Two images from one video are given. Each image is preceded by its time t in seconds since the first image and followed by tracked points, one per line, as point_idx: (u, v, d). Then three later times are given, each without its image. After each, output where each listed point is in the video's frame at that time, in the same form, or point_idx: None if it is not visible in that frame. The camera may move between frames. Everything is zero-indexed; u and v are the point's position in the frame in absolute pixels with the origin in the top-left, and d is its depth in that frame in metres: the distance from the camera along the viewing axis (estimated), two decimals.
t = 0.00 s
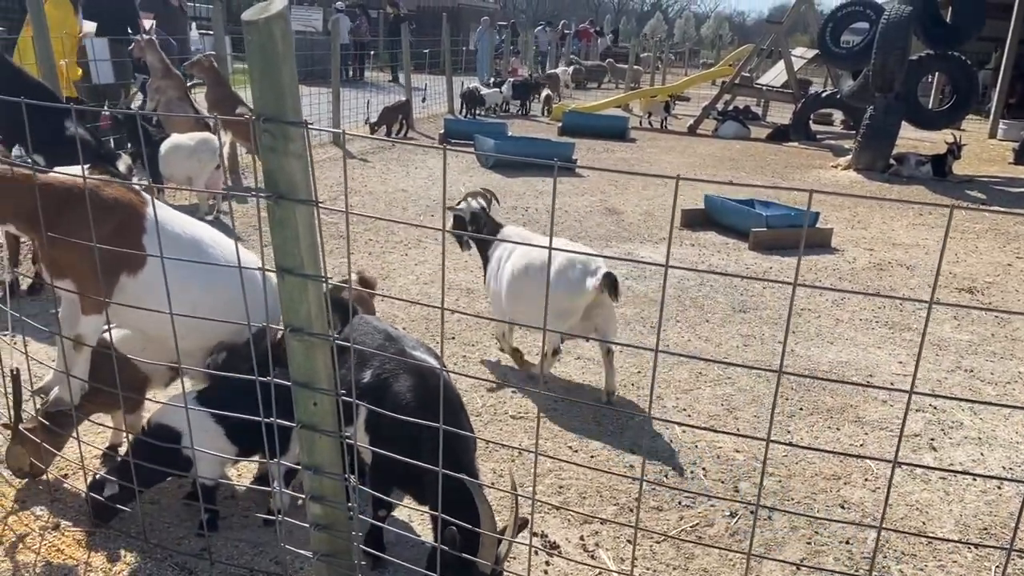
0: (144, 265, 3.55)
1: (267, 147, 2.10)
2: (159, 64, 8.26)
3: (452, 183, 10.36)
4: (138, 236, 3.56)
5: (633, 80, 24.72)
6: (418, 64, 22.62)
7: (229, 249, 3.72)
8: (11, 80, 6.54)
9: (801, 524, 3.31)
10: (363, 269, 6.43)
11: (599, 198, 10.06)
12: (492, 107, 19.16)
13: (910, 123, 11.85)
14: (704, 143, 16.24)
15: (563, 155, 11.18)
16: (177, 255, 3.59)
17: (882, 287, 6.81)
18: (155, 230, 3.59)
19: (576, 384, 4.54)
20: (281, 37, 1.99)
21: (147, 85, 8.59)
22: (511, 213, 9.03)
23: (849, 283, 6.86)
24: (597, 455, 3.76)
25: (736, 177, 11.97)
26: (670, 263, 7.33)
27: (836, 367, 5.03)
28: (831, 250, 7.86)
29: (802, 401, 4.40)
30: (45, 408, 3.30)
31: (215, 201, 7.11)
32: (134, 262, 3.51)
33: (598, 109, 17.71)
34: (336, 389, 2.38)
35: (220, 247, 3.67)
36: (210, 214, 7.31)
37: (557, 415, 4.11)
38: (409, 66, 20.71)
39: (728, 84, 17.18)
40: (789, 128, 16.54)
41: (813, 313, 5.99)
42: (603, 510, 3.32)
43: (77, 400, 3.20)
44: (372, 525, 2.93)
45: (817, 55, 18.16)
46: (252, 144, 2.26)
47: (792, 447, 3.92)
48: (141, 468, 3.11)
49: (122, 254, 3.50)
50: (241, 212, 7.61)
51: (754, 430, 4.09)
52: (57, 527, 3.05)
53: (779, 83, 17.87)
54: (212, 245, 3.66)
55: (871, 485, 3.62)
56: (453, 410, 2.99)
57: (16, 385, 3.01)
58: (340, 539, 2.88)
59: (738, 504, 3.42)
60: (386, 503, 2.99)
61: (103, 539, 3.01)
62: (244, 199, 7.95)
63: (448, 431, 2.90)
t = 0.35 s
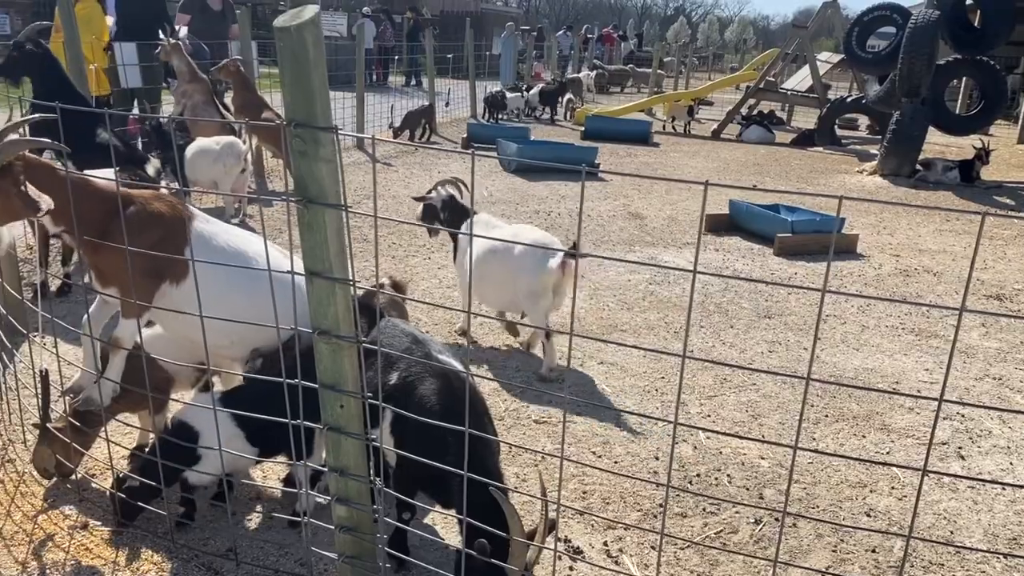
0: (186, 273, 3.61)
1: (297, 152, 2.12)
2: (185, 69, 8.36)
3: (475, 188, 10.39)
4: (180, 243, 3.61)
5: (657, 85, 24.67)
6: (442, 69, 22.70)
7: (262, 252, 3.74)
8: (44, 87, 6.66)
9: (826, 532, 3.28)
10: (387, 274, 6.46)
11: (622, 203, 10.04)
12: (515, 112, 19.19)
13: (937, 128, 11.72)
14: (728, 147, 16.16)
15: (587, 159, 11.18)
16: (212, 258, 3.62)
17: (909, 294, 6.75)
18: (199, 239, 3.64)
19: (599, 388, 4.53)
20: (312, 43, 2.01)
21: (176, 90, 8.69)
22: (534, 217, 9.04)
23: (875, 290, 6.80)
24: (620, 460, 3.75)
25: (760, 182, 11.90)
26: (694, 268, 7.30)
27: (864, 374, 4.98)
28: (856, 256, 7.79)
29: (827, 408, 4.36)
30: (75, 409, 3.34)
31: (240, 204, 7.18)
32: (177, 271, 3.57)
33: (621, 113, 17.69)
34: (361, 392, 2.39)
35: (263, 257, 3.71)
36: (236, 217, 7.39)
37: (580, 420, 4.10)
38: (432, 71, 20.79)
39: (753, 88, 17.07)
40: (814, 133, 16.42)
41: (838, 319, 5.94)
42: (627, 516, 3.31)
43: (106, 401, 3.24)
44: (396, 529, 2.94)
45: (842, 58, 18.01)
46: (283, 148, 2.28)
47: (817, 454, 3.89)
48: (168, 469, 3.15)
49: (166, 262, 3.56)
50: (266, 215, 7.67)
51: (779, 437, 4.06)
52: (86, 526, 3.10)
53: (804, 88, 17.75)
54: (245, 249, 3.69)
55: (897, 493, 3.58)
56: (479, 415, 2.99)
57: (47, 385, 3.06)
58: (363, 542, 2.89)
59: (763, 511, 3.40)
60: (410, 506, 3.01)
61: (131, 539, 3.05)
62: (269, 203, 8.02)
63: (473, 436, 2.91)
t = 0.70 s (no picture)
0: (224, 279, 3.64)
1: (323, 158, 2.14)
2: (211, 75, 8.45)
3: (499, 193, 10.41)
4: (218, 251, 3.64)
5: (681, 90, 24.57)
6: (466, 74, 22.77)
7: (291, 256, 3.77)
8: (76, 94, 6.78)
9: (854, 541, 3.24)
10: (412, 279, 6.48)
11: (646, 208, 10.01)
12: (539, 117, 19.20)
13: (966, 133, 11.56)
14: (753, 152, 16.05)
15: (611, 165, 11.16)
16: (243, 263, 3.67)
17: (938, 301, 6.66)
18: (232, 242, 3.69)
19: (623, 395, 4.51)
20: (339, 50, 2.02)
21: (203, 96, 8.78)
22: (558, 223, 9.03)
23: (903, 297, 6.71)
24: (645, 467, 3.73)
25: (785, 188, 11.81)
26: (720, 274, 7.25)
27: (892, 382, 4.92)
28: (884, 262, 7.70)
29: (855, 416, 4.32)
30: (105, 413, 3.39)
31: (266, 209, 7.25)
32: (213, 279, 3.60)
33: (645, 119, 17.63)
34: (386, 397, 2.40)
35: (292, 262, 3.75)
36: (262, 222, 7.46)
37: (604, 427, 4.09)
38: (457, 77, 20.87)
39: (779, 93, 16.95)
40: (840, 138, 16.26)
41: (865, 326, 5.88)
42: (651, 523, 3.29)
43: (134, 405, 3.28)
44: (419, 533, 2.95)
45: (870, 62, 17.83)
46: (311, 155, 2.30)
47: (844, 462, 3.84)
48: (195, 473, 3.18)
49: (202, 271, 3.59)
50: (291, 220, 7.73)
51: (806, 445, 4.02)
52: (113, 527, 3.13)
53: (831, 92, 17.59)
54: (276, 254, 3.72)
55: (926, 503, 3.53)
56: (503, 421, 2.99)
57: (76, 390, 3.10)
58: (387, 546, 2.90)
59: (790, 519, 3.36)
60: (434, 511, 3.01)
61: (157, 540, 3.08)
62: (295, 208, 8.08)
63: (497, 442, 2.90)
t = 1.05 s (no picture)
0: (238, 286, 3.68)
1: (342, 163, 2.15)
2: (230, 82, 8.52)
3: (517, 198, 10.41)
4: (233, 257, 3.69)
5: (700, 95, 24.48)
6: (484, 79, 22.82)
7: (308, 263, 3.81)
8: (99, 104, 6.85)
9: (875, 549, 3.21)
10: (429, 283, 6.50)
11: (664, 213, 9.97)
12: (557, 122, 19.21)
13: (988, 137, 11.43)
14: (772, 157, 15.97)
15: (628, 169, 11.13)
16: (261, 270, 3.70)
17: (960, 306, 6.59)
18: (251, 250, 3.72)
19: (641, 400, 4.49)
20: (357, 56, 2.03)
21: (223, 102, 8.85)
22: (576, 227, 9.02)
23: (924, 302, 6.64)
24: (663, 473, 3.71)
25: (805, 192, 11.73)
26: (738, 279, 7.21)
27: (913, 388, 4.86)
28: (905, 267, 7.63)
29: (876, 422, 4.27)
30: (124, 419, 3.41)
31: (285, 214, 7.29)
32: (229, 283, 3.64)
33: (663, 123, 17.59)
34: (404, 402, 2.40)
35: (309, 268, 3.79)
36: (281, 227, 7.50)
37: (622, 432, 4.07)
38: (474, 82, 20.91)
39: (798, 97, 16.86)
40: (860, 142, 16.14)
41: (885, 331, 5.82)
42: (669, 530, 3.27)
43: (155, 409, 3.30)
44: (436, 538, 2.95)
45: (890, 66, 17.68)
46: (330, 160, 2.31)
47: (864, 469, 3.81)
48: (214, 477, 3.20)
49: (219, 275, 3.63)
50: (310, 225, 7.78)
51: (826, 451, 3.98)
52: (133, 531, 3.15)
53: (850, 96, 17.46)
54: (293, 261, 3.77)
55: (949, 510, 3.48)
56: (520, 427, 2.99)
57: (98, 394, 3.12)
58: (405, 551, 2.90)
59: (809, 526, 3.33)
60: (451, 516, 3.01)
61: (177, 544, 3.10)
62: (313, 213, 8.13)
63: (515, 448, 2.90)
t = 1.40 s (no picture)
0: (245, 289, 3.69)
1: (357, 169, 2.16)
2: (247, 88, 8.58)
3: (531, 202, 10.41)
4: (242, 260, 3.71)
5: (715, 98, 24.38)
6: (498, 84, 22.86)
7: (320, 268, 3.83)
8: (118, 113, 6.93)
9: (892, 554, 3.18)
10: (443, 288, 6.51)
11: (679, 217, 9.94)
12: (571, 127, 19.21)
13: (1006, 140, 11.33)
14: (788, 160, 15.89)
15: (643, 173, 11.12)
16: (274, 274, 3.72)
17: (978, 310, 6.54)
18: (262, 256, 3.75)
19: (656, 405, 4.48)
20: (373, 62, 2.04)
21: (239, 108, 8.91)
22: (590, 231, 9.01)
23: (942, 306, 6.58)
24: (679, 478, 3.70)
25: (821, 196, 11.66)
26: (754, 283, 7.18)
27: (931, 393, 4.82)
28: (922, 271, 7.57)
29: (894, 427, 4.24)
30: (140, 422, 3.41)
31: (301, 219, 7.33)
32: (237, 285, 3.65)
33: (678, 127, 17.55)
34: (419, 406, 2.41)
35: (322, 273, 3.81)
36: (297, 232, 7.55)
37: (637, 436, 4.06)
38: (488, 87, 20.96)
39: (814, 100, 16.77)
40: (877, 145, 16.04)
41: (903, 336, 5.78)
42: (685, 535, 3.27)
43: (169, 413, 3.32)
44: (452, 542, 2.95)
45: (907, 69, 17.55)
46: (346, 166, 2.33)
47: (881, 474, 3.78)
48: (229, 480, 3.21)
49: (226, 276, 3.64)
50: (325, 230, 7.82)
51: (843, 457, 3.96)
52: (150, 533, 3.18)
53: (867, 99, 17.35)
54: (305, 265, 3.78)
55: (967, 516, 3.45)
56: (536, 433, 2.99)
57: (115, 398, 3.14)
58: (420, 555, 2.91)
59: (826, 531, 3.31)
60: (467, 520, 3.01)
61: (193, 547, 3.12)
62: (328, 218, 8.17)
63: (531, 454, 2.90)
